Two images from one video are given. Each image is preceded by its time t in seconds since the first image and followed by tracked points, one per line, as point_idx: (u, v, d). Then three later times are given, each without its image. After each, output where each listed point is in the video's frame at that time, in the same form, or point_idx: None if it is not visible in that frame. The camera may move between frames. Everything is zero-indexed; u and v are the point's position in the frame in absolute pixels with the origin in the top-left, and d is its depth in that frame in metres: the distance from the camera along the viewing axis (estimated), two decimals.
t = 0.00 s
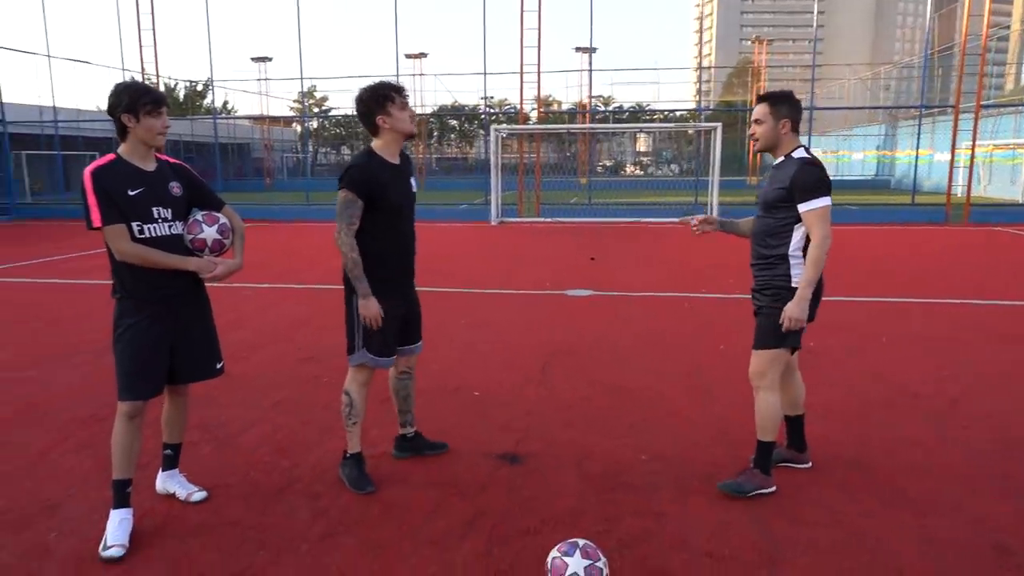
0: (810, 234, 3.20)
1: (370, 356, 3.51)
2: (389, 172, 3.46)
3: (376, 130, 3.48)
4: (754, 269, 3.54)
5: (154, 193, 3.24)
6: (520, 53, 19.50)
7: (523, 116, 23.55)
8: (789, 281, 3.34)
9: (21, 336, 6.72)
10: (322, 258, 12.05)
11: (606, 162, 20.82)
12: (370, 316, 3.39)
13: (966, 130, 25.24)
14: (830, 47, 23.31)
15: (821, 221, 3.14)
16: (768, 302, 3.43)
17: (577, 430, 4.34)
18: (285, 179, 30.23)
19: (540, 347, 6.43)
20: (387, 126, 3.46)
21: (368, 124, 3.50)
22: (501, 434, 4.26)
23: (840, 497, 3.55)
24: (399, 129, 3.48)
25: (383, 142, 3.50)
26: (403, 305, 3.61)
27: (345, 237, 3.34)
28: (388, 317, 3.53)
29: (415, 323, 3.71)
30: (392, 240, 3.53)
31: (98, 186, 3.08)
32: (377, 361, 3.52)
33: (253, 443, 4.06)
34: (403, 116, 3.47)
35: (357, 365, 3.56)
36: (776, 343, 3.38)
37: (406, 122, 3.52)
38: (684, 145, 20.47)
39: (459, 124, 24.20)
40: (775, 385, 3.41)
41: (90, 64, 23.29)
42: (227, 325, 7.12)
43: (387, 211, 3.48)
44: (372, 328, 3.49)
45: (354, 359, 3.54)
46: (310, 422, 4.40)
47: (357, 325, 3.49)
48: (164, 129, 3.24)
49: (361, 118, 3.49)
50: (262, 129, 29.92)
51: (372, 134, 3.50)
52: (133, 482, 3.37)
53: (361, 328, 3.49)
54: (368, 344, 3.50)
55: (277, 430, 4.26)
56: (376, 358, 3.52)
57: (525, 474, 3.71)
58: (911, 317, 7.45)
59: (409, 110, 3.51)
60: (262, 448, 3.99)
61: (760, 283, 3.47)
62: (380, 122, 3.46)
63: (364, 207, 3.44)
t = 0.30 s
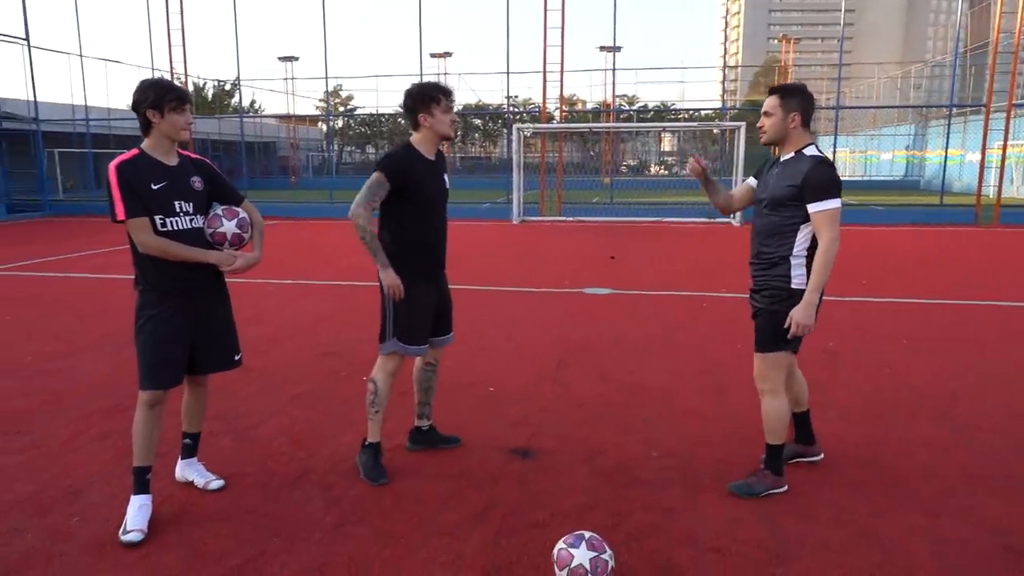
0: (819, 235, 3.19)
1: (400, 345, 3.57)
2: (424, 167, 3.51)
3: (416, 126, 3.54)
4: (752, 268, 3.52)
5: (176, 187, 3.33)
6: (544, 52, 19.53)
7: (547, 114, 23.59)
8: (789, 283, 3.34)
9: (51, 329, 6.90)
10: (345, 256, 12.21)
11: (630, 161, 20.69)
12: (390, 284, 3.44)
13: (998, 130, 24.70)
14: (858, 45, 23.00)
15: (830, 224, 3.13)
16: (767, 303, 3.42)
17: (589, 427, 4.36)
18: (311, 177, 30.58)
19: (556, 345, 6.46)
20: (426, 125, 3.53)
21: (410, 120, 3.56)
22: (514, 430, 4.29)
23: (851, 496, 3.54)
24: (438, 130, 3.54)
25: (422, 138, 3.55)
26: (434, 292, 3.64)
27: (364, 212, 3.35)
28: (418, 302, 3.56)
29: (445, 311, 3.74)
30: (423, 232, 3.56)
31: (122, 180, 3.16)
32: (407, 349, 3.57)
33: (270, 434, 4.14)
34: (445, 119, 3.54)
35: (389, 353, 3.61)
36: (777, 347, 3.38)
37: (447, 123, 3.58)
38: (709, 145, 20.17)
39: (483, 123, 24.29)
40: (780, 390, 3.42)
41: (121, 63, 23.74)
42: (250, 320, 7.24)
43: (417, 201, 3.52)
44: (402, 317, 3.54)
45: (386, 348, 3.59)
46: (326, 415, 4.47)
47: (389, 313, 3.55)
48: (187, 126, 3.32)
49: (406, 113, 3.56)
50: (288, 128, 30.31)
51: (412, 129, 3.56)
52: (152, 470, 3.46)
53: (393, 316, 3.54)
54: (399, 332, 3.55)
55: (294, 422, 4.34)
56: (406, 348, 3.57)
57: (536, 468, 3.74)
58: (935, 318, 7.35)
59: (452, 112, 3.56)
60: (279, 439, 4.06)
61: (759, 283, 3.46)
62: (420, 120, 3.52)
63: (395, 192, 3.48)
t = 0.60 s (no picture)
0: (823, 241, 3.16)
1: (419, 341, 3.59)
2: (447, 171, 3.53)
3: (441, 128, 3.56)
4: (757, 271, 3.52)
5: (192, 187, 3.36)
6: (556, 52, 19.50)
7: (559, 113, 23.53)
8: (794, 288, 3.35)
9: (68, 327, 6.98)
10: (357, 255, 12.25)
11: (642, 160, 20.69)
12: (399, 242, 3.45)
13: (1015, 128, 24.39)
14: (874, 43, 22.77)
15: (835, 230, 3.11)
16: (772, 309, 3.42)
17: (601, 426, 4.36)
18: (323, 177, 30.69)
19: (567, 344, 6.45)
20: (450, 127, 3.54)
21: (436, 121, 3.58)
22: (525, 429, 4.29)
23: (864, 497, 3.52)
24: (462, 132, 3.55)
25: (447, 140, 3.57)
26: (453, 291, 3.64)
27: (371, 182, 3.33)
28: (435, 301, 3.57)
29: (465, 309, 3.74)
30: (441, 233, 3.57)
31: (140, 180, 3.20)
32: (426, 345, 3.59)
33: (283, 433, 4.17)
34: (468, 121, 3.53)
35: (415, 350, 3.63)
36: (781, 354, 3.38)
37: (471, 125, 3.58)
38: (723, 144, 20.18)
39: (495, 122, 24.27)
40: (797, 396, 3.41)
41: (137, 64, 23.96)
42: (264, 319, 7.29)
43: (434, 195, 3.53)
44: (421, 314, 3.56)
45: (409, 343, 3.62)
46: (338, 414, 4.50)
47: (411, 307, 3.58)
48: (202, 126, 3.35)
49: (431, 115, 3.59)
50: (301, 127, 30.42)
51: (438, 131, 3.58)
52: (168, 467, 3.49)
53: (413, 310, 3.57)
54: (419, 328, 3.57)
55: (306, 421, 4.37)
56: (425, 344, 3.58)
57: (547, 467, 3.75)
58: (950, 318, 7.28)
59: (475, 114, 3.56)
60: (292, 438, 4.08)
61: (764, 287, 3.47)
62: (444, 122, 3.54)
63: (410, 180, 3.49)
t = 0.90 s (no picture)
0: (827, 248, 3.08)
1: (421, 343, 3.54)
2: (450, 167, 3.49)
3: (442, 125, 3.52)
4: (753, 277, 3.37)
5: (202, 185, 3.34)
6: (560, 51, 19.40)
7: (562, 112, 23.43)
8: (798, 293, 3.23)
9: (74, 328, 6.97)
10: (360, 255, 12.22)
11: (645, 159, 20.59)
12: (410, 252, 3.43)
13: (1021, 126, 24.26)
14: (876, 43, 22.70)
15: (840, 237, 3.01)
16: (774, 316, 3.29)
17: (609, 427, 4.32)
18: (325, 177, 30.70)
19: (574, 344, 6.42)
20: (451, 122, 3.48)
21: (436, 117, 3.53)
22: (533, 430, 4.26)
23: (877, 497, 3.48)
24: (463, 126, 3.49)
25: (450, 136, 3.53)
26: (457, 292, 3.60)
27: (375, 195, 3.37)
28: (439, 304, 3.52)
29: (474, 308, 3.70)
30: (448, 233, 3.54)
31: (148, 179, 3.18)
32: (430, 348, 3.54)
33: (290, 434, 4.14)
34: (468, 114, 3.47)
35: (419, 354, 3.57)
36: (787, 361, 3.29)
37: (471, 119, 3.51)
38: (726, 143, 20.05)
39: (498, 121, 24.12)
40: (805, 398, 3.34)
41: (140, 64, 23.95)
42: (269, 319, 7.26)
43: (439, 192, 3.49)
44: (424, 316, 3.52)
45: (412, 345, 3.57)
46: (345, 415, 4.46)
47: (415, 309, 3.54)
48: (210, 123, 3.32)
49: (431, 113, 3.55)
50: (304, 128, 30.41)
51: (439, 128, 3.54)
52: (176, 469, 3.48)
53: (416, 313, 3.54)
54: (423, 330, 3.52)
55: (312, 422, 4.34)
56: (428, 348, 3.53)
57: (557, 468, 3.72)
58: (959, 317, 7.22)
59: (474, 107, 3.50)
60: (299, 439, 4.05)
61: (764, 294, 3.31)
62: (444, 118, 3.49)
63: (415, 182, 3.47)
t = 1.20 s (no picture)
0: (821, 246, 2.99)
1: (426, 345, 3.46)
2: (448, 164, 3.37)
3: (441, 120, 3.39)
4: (747, 282, 3.24)
5: (217, 183, 3.30)
6: (562, 50, 19.34)
7: (564, 113, 23.36)
8: (796, 296, 3.11)
9: (80, 327, 6.92)
10: (364, 254, 12.17)
11: (648, 159, 20.51)
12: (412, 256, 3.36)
13: None
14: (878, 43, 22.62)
15: (834, 232, 2.93)
16: (773, 322, 3.16)
17: (623, 429, 4.27)
18: (327, 177, 30.65)
19: (583, 344, 6.37)
20: (450, 119, 3.36)
21: (436, 113, 3.41)
22: (546, 431, 4.22)
23: (898, 499, 3.44)
24: (461, 125, 3.37)
25: (447, 133, 3.41)
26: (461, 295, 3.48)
27: (375, 201, 3.33)
28: (442, 306, 3.43)
29: (482, 309, 3.60)
30: (450, 237, 3.43)
31: (163, 174, 3.14)
32: (436, 350, 3.45)
33: (301, 435, 4.10)
34: (468, 114, 3.34)
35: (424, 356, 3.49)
36: (792, 365, 3.19)
37: (471, 120, 3.40)
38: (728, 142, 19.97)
39: (499, 121, 24.05)
40: (811, 400, 3.27)
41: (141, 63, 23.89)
42: (276, 318, 7.22)
43: (440, 189, 3.39)
44: (427, 319, 3.44)
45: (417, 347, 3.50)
46: (356, 416, 4.41)
47: (420, 311, 3.46)
48: (226, 121, 3.28)
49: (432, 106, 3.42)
50: (305, 127, 30.36)
51: (438, 123, 3.42)
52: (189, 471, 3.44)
53: (420, 316, 3.45)
54: (427, 333, 3.44)
55: (324, 423, 4.29)
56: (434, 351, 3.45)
57: (573, 470, 3.67)
58: (970, 317, 7.17)
59: (477, 108, 3.37)
60: (311, 441, 4.01)
61: (761, 300, 3.18)
62: (444, 114, 3.36)
63: (414, 184, 3.39)
